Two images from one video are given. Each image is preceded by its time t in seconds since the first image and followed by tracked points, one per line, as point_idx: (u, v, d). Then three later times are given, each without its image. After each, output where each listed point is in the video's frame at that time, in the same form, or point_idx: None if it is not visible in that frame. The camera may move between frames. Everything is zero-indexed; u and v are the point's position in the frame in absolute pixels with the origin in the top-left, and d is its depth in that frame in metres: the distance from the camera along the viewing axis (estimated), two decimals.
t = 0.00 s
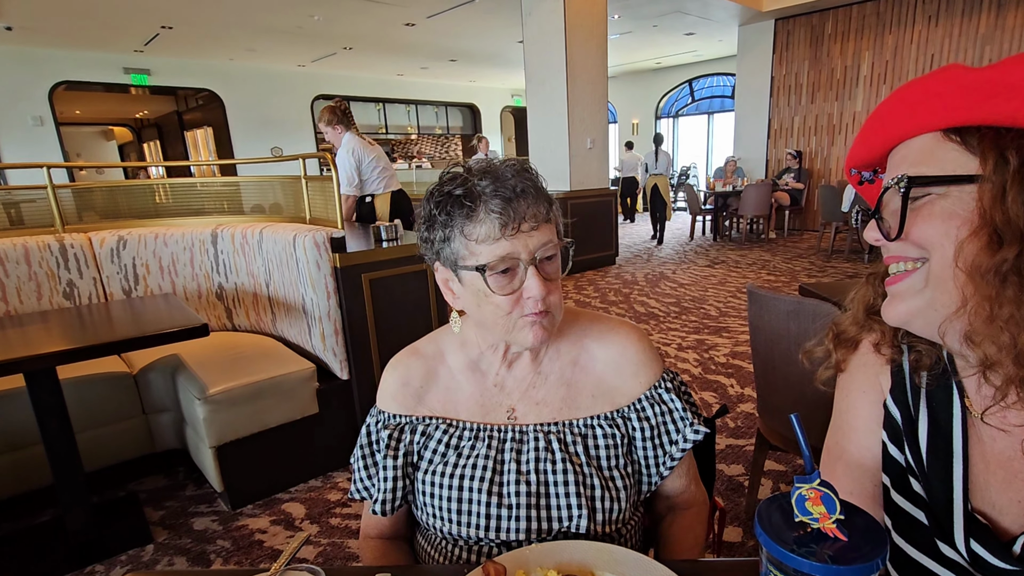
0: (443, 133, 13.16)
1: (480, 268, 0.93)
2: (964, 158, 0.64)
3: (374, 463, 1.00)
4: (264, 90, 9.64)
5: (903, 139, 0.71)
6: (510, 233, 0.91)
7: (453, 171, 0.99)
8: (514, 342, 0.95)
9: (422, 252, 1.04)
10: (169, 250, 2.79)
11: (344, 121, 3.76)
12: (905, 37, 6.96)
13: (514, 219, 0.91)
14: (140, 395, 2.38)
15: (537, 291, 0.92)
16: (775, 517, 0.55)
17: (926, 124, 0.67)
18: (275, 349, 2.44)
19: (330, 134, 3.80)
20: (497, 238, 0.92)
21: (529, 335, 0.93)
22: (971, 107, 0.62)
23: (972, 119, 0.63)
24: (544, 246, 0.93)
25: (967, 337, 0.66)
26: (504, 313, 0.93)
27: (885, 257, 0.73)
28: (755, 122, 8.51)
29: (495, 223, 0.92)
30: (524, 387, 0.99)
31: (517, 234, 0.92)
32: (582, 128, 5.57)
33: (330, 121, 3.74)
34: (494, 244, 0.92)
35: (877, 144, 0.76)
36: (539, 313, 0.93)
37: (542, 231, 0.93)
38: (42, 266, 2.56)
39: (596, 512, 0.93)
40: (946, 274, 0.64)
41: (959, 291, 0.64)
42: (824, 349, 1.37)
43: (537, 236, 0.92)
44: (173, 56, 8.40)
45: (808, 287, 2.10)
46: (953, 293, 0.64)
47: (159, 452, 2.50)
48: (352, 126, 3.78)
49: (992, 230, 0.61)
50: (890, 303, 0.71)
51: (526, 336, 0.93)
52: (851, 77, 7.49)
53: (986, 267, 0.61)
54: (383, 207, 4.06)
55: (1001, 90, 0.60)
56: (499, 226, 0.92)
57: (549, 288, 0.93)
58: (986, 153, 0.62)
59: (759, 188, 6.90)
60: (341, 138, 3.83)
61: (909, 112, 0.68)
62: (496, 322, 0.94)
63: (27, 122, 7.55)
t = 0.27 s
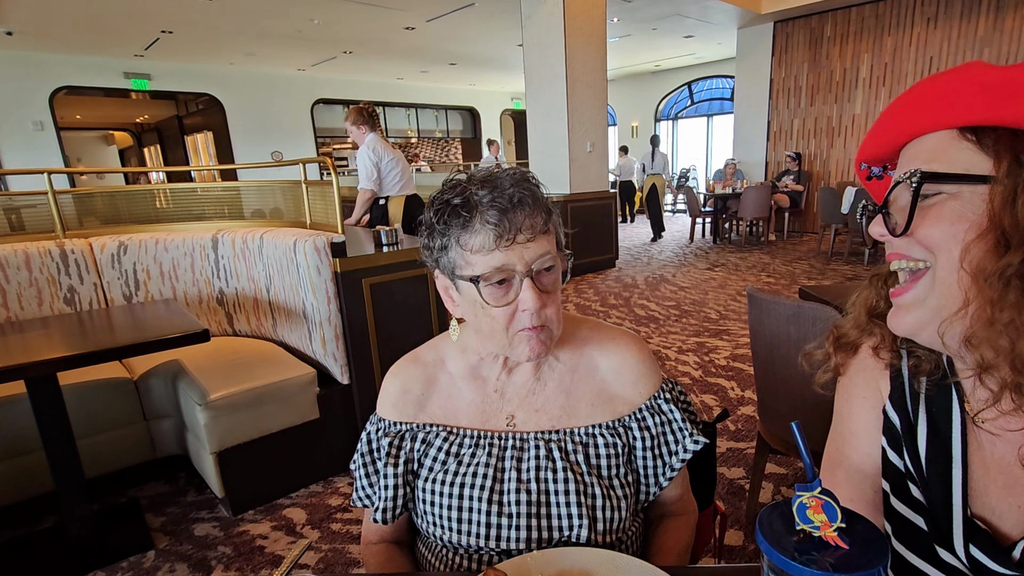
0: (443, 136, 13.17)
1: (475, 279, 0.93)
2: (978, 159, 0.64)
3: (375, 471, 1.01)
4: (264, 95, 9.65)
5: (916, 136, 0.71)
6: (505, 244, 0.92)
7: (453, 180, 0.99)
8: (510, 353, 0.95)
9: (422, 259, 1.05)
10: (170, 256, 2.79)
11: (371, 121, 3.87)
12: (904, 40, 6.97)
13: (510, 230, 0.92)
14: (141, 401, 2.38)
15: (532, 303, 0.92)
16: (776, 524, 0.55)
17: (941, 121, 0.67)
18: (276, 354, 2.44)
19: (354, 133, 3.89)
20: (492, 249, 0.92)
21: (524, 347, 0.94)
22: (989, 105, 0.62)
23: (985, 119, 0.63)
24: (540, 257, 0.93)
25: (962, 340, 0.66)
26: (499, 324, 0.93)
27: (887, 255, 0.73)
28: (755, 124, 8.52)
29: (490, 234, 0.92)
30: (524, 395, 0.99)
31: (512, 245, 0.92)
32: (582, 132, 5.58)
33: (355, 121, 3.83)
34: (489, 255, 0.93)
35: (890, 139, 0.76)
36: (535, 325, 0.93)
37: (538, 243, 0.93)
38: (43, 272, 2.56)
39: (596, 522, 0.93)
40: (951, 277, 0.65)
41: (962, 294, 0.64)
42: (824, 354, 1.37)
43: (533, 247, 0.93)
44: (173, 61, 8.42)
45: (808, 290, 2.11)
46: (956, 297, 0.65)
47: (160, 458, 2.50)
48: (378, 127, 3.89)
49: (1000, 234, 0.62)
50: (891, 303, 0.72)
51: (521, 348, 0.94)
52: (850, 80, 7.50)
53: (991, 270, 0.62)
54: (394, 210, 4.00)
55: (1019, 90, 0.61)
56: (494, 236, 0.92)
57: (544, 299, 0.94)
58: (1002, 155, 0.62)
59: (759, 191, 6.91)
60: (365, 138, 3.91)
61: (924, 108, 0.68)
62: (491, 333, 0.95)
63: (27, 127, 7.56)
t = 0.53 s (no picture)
0: (443, 139, 13.18)
1: (472, 286, 0.93)
2: (999, 158, 0.64)
3: (375, 477, 1.00)
4: (264, 98, 9.67)
5: (930, 132, 0.71)
6: (501, 253, 0.91)
7: (456, 186, 0.99)
8: (508, 360, 0.95)
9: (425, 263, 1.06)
10: (170, 261, 2.79)
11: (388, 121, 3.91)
12: (903, 41, 6.98)
13: (506, 239, 0.91)
14: (141, 406, 2.38)
15: (527, 313, 0.92)
16: (779, 531, 0.55)
17: (963, 117, 0.67)
18: (276, 359, 2.44)
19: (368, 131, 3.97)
20: (489, 257, 0.92)
21: (521, 355, 0.94)
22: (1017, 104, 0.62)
23: (1010, 118, 0.63)
24: (537, 267, 0.92)
25: (970, 344, 0.67)
26: (494, 332, 0.93)
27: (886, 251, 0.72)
28: (754, 126, 8.52)
29: (487, 243, 0.92)
30: (525, 401, 0.99)
31: (509, 254, 0.92)
32: (582, 134, 5.58)
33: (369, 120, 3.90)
34: (486, 263, 0.92)
35: (902, 133, 0.76)
36: (531, 334, 0.93)
37: (536, 252, 0.92)
38: (44, 278, 2.57)
39: (598, 529, 0.92)
40: (961, 281, 0.64)
41: (971, 296, 0.64)
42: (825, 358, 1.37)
43: (530, 257, 0.92)
44: (173, 65, 8.44)
45: (809, 292, 2.10)
46: (964, 299, 0.65)
47: (160, 463, 2.49)
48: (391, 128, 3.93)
49: (1012, 238, 0.62)
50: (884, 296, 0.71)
51: (518, 356, 0.94)
52: (849, 81, 7.51)
53: (1004, 275, 0.61)
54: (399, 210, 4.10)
55: None
56: (491, 245, 0.92)
57: (541, 308, 0.93)
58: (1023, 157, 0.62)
59: (759, 192, 6.91)
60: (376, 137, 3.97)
61: (943, 104, 0.68)
62: (488, 341, 0.95)
63: (28, 132, 7.58)
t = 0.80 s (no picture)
0: (443, 143, 13.21)
1: (474, 284, 0.94)
2: (997, 156, 0.64)
3: (380, 477, 1.01)
4: (265, 103, 9.70)
5: (929, 130, 0.72)
6: (502, 251, 0.92)
7: (459, 185, 1.00)
8: (510, 358, 0.96)
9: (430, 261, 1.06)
10: (173, 263, 2.80)
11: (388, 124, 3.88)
12: (902, 43, 6.99)
13: (508, 237, 0.92)
14: (144, 409, 2.38)
15: (529, 311, 0.92)
16: (783, 529, 0.56)
17: (963, 115, 0.67)
18: (279, 361, 2.44)
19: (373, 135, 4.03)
20: (490, 255, 0.93)
21: (523, 353, 0.94)
22: (1014, 102, 0.62)
23: (1009, 115, 0.63)
24: (539, 265, 0.93)
25: (971, 340, 0.68)
26: (496, 330, 0.94)
27: (887, 248, 0.73)
28: (754, 128, 8.54)
29: (489, 241, 0.93)
30: (529, 401, 0.99)
31: (510, 252, 0.92)
32: (582, 137, 5.59)
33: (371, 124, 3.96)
34: (487, 261, 0.93)
35: (902, 132, 0.76)
36: (533, 332, 0.93)
37: (537, 250, 0.93)
38: (47, 281, 2.57)
39: (602, 529, 0.93)
40: (962, 276, 0.65)
41: (973, 292, 0.65)
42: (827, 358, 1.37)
43: (532, 255, 0.93)
44: (174, 70, 8.47)
45: (810, 293, 2.10)
46: (963, 294, 0.65)
47: (162, 466, 2.49)
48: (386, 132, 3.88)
49: (1013, 234, 0.62)
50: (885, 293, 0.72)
51: (521, 354, 0.94)
52: (849, 83, 7.52)
53: (1004, 271, 0.62)
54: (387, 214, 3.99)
55: None
56: (493, 243, 0.92)
57: (543, 307, 0.93)
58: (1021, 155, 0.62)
59: (759, 194, 6.92)
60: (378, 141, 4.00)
61: (942, 101, 0.69)
62: (490, 339, 0.96)
63: (30, 137, 7.60)
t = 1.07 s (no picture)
0: (444, 146, 13.24)
1: (480, 282, 0.94)
2: (995, 157, 0.63)
3: (379, 480, 1.01)
4: (267, 106, 9.73)
5: (928, 132, 0.71)
6: (508, 248, 0.92)
7: (460, 185, 1.00)
8: (514, 357, 0.96)
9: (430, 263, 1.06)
10: (174, 266, 2.81)
11: (382, 129, 3.92)
12: (902, 44, 7.00)
13: (514, 233, 0.92)
14: (145, 412, 2.38)
15: (535, 308, 0.92)
16: (785, 529, 0.56)
17: (961, 116, 0.66)
18: (279, 364, 2.44)
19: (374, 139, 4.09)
20: (497, 252, 0.93)
21: (529, 350, 0.94)
22: (1009, 104, 0.61)
23: (1005, 116, 0.62)
24: (544, 262, 0.93)
25: (973, 342, 0.68)
26: (503, 327, 0.94)
27: (892, 250, 0.73)
28: (755, 129, 8.54)
29: (495, 238, 0.93)
30: (530, 402, 0.99)
31: (516, 249, 0.92)
32: (583, 139, 5.60)
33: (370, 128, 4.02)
34: (493, 259, 0.93)
35: (901, 133, 0.76)
36: (539, 329, 0.93)
37: (542, 247, 0.93)
38: (48, 284, 2.58)
39: (603, 530, 0.93)
40: (963, 278, 0.65)
41: (975, 295, 0.65)
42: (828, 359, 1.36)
43: (536, 252, 0.93)
44: (176, 74, 8.50)
45: (811, 294, 2.10)
46: (968, 296, 0.65)
47: (164, 469, 2.49)
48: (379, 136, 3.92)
49: (1014, 236, 0.62)
50: (889, 299, 0.72)
51: (527, 351, 0.94)
52: (849, 84, 7.53)
53: (1003, 271, 0.62)
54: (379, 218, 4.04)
55: None
56: (499, 241, 0.92)
57: (549, 303, 0.94)
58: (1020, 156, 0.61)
59: (760, 196, 6.92)
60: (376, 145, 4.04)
61: (940, 104, 0.68)
62: (494, 337, 0.95)
63: (32, 141, 7.63)
